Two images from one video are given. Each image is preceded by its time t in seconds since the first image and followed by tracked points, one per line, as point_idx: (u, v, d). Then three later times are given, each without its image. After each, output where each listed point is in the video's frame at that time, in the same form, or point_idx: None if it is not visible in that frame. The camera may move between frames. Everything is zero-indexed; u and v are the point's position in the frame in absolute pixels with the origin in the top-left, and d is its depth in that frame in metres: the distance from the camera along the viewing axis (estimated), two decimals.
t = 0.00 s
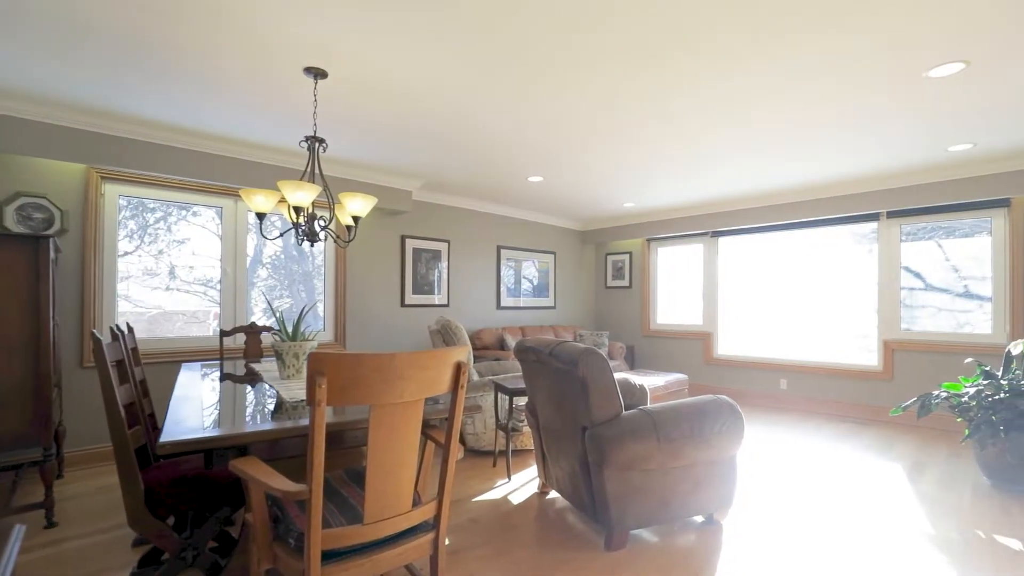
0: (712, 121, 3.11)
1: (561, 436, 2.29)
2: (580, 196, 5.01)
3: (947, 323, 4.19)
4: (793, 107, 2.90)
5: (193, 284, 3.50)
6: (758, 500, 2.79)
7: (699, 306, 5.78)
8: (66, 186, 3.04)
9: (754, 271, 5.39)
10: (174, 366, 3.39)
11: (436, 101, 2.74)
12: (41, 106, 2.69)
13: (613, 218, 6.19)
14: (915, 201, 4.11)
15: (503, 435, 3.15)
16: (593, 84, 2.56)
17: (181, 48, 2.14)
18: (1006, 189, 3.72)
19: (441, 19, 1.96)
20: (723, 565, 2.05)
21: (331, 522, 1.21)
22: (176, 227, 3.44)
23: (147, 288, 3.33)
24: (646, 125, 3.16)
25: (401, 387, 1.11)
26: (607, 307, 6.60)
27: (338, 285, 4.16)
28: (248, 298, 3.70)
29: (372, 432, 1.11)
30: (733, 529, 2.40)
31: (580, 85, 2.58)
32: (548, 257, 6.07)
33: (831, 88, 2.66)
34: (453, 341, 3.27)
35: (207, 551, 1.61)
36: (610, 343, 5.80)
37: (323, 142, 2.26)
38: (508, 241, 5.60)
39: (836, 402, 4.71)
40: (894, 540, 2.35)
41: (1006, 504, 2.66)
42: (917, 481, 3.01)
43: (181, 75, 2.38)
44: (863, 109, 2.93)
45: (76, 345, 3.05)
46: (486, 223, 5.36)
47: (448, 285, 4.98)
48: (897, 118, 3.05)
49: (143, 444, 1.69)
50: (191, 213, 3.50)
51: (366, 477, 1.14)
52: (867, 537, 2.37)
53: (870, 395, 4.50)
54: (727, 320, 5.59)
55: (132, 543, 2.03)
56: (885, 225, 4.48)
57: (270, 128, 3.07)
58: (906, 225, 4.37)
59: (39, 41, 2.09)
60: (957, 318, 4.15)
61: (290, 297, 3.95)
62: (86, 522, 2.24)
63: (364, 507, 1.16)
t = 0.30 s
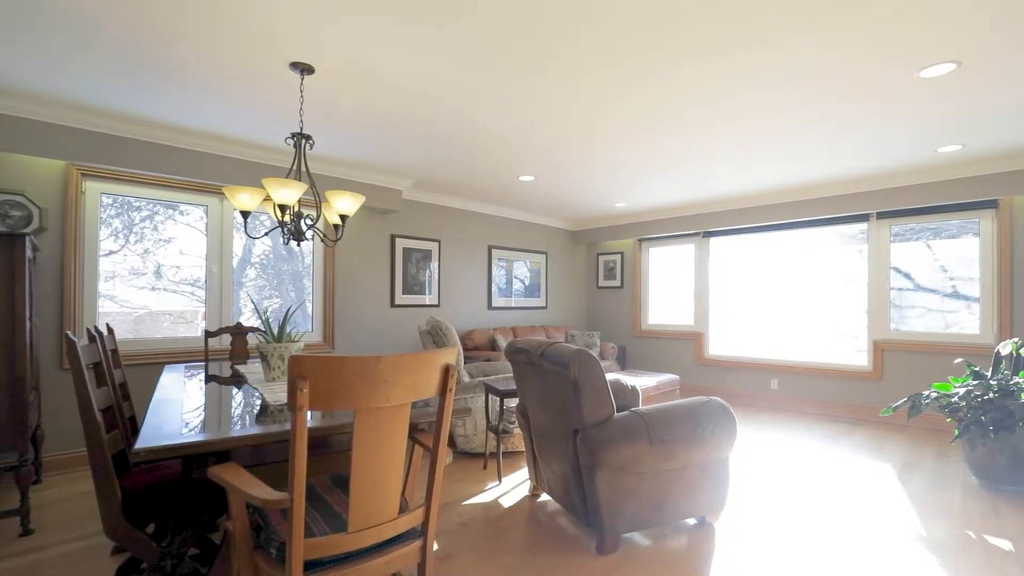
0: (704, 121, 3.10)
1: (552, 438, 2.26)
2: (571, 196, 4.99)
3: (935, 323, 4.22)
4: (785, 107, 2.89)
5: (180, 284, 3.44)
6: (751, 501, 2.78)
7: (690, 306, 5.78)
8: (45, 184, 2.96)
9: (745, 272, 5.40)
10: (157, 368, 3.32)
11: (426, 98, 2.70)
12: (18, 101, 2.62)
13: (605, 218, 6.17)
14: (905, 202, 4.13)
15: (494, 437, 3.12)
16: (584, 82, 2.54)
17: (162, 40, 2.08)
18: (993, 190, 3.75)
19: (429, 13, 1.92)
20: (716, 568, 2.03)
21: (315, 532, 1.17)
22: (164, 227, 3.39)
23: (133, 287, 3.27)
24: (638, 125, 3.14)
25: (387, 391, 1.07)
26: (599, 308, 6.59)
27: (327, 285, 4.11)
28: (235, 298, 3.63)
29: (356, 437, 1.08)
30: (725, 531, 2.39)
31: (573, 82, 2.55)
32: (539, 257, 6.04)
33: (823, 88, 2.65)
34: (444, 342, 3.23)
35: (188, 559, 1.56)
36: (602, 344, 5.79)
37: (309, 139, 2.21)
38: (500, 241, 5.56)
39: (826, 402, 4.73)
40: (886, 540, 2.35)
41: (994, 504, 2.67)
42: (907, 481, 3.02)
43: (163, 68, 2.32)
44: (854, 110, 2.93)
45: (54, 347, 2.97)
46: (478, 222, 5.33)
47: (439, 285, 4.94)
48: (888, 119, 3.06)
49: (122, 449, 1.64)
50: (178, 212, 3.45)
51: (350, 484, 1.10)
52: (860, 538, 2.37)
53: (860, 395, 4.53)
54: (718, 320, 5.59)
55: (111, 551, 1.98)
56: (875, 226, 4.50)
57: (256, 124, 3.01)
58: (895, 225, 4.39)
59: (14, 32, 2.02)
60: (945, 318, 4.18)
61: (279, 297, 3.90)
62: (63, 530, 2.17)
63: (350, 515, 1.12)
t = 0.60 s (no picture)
0: (695, 121, 3.09)
1: (543, 440, 2.24)
2: (563, 196, 4.97)
3: (924, 323, 4.24)
4: (776, 107, 2.89)
5: (166, 284, 3.39)
6: (743, 501, 2.77)
7: (681, 306, 5.78)
8: (23, 181, 2.89)
9: (735, 272, 5.41)
10: (138, 369, 3.25)
11: (415, 94, 2.67)
12: None
13: (596, 218, 6.16)
14: (893, 202, 4.16)
15: (484, 439, 3.09)
16: (574, 79, 2.51)
17: (141, 30, 2.03)
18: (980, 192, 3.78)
19: (417, 5, 1.89)
20: (708, 570, 2.02)
21: (297, 541, 1.13)
22: (149, 226, 3.33)
23: (117, 288, 3.20)
24: (629, 123, 3.12)
25: (371, 395, 1.04)
26: (590, 308, 6.58)
27: (315, 285, 4.05)
28: (220, 298, 3.57)
29: (338, 443, 1.04)
30: (717, 532, 2.38)
31: (564, 79, 2.53)
32: (531, 257, 6.02)
33: (814, 88, 2.65)
34: (433, 342, 3.19)
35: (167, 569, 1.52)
36: (594, 344, 5.78)
37: (295, 136, 2.17)
38: (491, 240, 5.53)
39: (816, 402, 4.75)
40: (877, 539, 2.35)
41: (982, 503, 2.68)
42: (896, 481, 3.02)
43: (142, 59, 2.27)
44: (844, 110, 2.93)
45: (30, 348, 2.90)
46: (469, 222, 5.29)
47: (430, 285, 4.90)
48: (878, 120, 3.07)
49: (97, 455, 1.59)
50: (164, 210, 3.39)
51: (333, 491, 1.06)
52: (850, 537, 2.37)
53: (850, 394, 4.55)
54: (709, 320, 5.60)
55: (87, 559, 1.92)
56: (864, 227, 4.52)
57: (241, 119, 2.96)
58: (884, 226, 4.42)
59: None
60: (933, 318, 4.20)
61: (268, 297, 3.85)
62: (39, 537, 2.11)
63: (333, 523, 1.08)
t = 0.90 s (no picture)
0: (686, 120, 3.07)
1: (532, 442, 2.21)
2: (553, 195, 4.95)
3: (911, 323, 4.27)
4: (766, 106, 2.88)
5: (151, 283, 3.33)
6: (733, 502, 2.76)
7: (671, 306, 5.79)
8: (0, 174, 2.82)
9: (725, 272, 5.42)
10: (118, 371, 3.17)
11: (403, 91, 2.62)
12: None
13: (587, 218, 6.15)
14: (882, 202, 4.18)
15: (473, 440, 3.06)
16: (565, 77, 2.48)
17: (118, 26, 1.96)
18: (966, 192, 3.82)
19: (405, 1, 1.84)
20: (699, 572, 2.00)
21: (276, 549, 1.09)
22: (133, 224, 3.27)
23: (101, 287, 3.14)
24: (619, 123, 3.10)
25: (354, 397, 1.00)
26: (581, 308, 6.57)
27: (302, 285, 3.99)
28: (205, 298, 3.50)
29: (319, 448, 1.00)
30: (707, 533, 2.36)
31: (555, 78, 2.49)
32: (521, 256, 5.99)
33: (804, 88, 2.65)
34: (422, 343, 3.14)
35: None
36: (584, 344, 5.77)
37: (279, 132, 2.11)
38: (481, 240, 5.49)
39: (806, 402, 4.77)
40: (867, 539, 2.35)
41: (969, 502, 2.70)
42: (884, 480, 3.04)
43: (120, 57, 2.18)
44: (834, 109, 2.93)
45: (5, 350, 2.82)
46: (458, 221, 5.25)
47: (419, 285, 4.85)
48: (866, 120, 3.08)
49: (70, 461, 1.53)
50: (148, 208, 3.33)
51: (314, 498, 1.02)
52: (840, 537, 2.37)
53: (838, 393, 4.58)
54: (699, 320, 5.60)
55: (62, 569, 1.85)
56: (852, 227, 4.55)
57: (226, 118, 2.87)
58: (872, 226, 4.45)
59: None
60: (920, 318, 4.23)
61: (255, 297, 3.80)
62: (12, 547, 2.04)
63: (314, 531, 1.04)
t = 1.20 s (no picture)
0: (675, 119, 3.07)
1: (521, 443, 2.18)
2: (543, 194, 4.93)
3: (897, 323, 4.31)
4: (756, 105, 2.88)
5: (134, 282, 3.27)
6: (723, 502, 2.75)
7: (661, 306, 5.79)
8: None
9: (714, 272, 5.43)
10: (95, 371, 3.09)
11: (391, 87, 2.58)
12: None
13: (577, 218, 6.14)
14: (868, 203, 4.22)
15: (462, 441, 3.02)
16: (554, 73, 2.46)
17: (94, 13, 1.91)
18: (951, 193, 3.86)
19: None
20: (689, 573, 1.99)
21: (255, 557, 1.05)
22: (116, 222, 3.21)
23: (82, 286, 3.09)
24: (609, 121, 3.09)
25: (336, 399, 0.97)
26: (571, 308, 6.55)
27: (289, 284, 3.93)
28: (187, 297, 3.43)
29: (299, 453, 0.96)
30: (697, 534, 2.35)
31: (544, 74, 2.47)
32: (511, 256, 5.96)
33: (792, 88, 2.65)
34: (410, 343, 3.11)
35: None
36: (574, 344, 5.75)
37: (263, 127, 2.07)
38: (470, 239, 5.46)
39: (794, 401, 4.79)
40: (855, 538, 2.36)
41: (955, 501, 2.71)
42: (871, 479, 3.05)
43: (96, 44, 2.13)
44: (822, 109, 2.95)
45: None
46: (447, 220, 5.21)
47: (408, 285, 4.81)
48: (853, 121, 3.10)
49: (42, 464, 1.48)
50: (132, 206, 3.27)
51: (294, 504, 0.98)
52: (829, 536, 2.38)
53: (826, 393, 4.60)
54: (689, 320, 5.61)
55: None
56: (839, 228, 4.59)
57: (203, 111, 2.84)
58: (859, 227, 4.48)
59: None
60: (906, 318, 4.27)
61: (241, 296, 3.75)
62: None
63: (294, 539, 1.00)
